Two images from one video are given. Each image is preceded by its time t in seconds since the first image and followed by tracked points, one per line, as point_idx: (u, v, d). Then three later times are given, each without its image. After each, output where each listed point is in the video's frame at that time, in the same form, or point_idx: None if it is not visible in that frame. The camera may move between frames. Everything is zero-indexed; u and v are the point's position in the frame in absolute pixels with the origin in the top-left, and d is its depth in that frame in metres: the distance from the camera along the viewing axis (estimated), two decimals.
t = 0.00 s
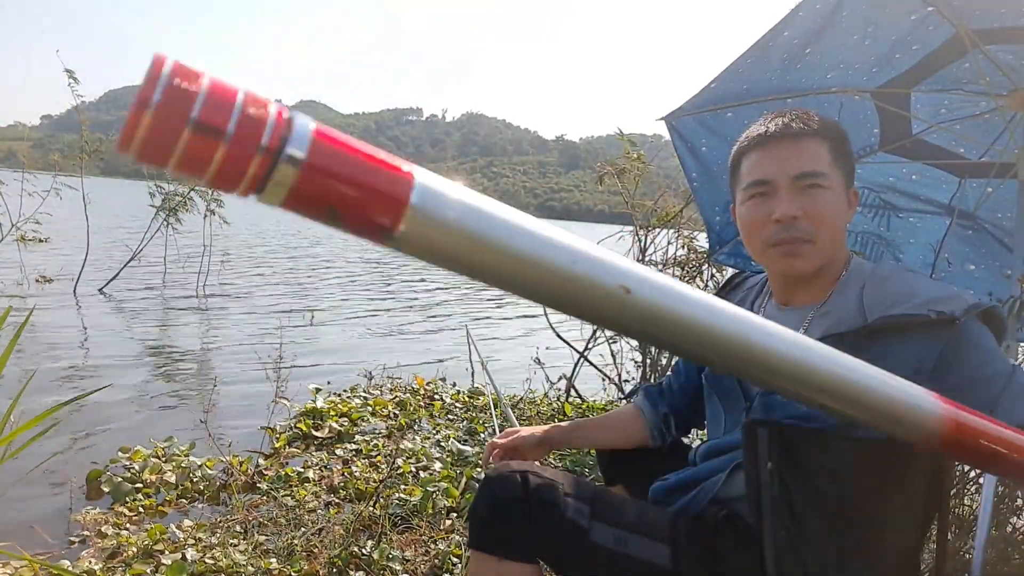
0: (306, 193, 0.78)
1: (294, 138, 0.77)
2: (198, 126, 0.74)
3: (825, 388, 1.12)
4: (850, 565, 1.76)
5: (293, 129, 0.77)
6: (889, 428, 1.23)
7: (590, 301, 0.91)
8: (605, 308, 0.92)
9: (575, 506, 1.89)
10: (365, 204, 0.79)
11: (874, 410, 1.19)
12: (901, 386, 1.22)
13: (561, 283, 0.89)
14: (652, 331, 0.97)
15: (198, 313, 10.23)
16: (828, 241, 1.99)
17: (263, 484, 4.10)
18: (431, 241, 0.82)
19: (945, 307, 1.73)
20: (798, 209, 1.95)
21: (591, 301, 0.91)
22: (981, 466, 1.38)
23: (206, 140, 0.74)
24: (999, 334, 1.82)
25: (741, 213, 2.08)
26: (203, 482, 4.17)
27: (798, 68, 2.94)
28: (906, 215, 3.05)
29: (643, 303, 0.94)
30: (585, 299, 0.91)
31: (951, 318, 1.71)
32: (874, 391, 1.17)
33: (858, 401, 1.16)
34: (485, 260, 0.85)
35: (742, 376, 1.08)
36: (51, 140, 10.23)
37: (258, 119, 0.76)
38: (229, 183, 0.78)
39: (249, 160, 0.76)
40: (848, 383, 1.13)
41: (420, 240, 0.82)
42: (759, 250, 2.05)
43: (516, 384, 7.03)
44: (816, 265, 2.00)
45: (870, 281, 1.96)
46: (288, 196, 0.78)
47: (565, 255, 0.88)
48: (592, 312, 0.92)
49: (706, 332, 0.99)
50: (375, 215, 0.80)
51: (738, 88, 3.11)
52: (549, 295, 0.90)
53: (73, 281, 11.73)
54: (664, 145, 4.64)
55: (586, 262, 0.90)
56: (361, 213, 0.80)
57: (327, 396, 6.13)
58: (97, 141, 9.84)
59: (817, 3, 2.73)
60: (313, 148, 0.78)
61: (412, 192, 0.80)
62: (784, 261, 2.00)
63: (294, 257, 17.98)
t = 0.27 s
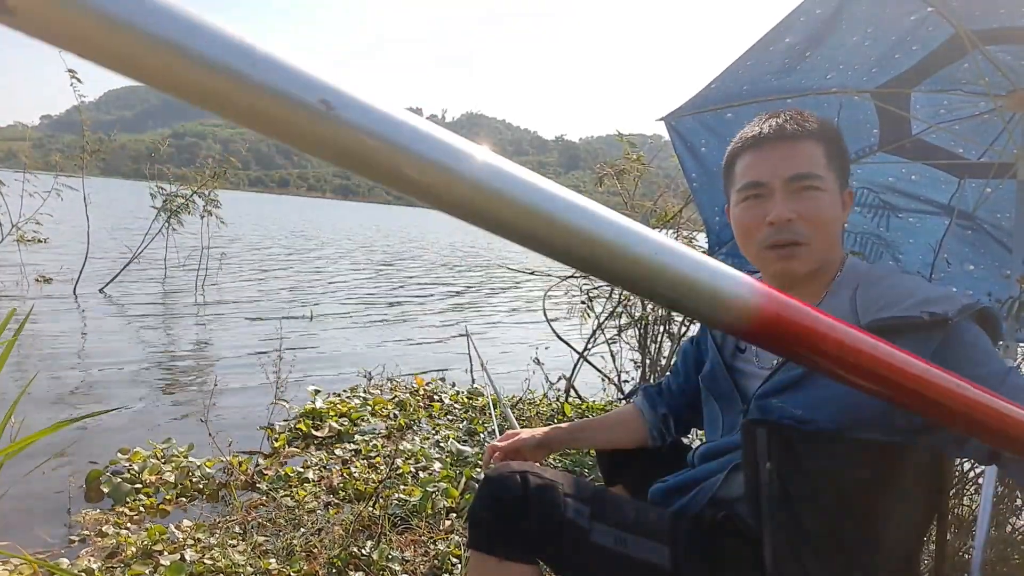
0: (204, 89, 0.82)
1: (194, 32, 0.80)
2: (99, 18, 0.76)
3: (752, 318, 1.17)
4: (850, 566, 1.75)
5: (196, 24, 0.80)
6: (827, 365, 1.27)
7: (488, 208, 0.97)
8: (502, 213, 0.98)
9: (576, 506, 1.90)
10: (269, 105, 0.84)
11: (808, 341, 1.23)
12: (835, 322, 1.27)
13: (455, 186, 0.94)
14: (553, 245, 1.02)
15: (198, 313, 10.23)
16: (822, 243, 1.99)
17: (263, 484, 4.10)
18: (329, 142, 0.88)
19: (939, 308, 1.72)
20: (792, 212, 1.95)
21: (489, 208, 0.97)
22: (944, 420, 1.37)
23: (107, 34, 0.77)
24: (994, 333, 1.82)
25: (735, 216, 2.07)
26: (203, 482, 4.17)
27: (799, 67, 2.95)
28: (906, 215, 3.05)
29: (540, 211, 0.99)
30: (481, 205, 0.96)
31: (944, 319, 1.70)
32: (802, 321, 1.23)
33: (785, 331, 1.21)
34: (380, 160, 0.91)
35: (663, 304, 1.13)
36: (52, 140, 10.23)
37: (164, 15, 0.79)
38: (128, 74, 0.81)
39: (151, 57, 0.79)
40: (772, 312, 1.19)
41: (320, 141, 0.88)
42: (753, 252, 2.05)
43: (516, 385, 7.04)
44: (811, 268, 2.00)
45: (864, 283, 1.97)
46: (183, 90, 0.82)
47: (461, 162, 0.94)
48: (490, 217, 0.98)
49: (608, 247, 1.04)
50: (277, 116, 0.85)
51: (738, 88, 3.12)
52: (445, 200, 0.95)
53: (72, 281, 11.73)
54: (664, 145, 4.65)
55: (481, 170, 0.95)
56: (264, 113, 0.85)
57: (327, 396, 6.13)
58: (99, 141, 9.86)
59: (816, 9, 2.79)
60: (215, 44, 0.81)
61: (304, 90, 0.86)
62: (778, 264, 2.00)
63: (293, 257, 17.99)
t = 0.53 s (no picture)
0: (198, 94, 0.84)
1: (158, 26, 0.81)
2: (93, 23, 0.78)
3: (734, 314, 1.18)
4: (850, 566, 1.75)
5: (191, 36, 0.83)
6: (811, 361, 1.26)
7: (477, 208, 0.99)
8: (492, 214, 1.00)
9: (576, 507, 1.90)
10: (266, 112, 0.87)
11: (791, 339, 1.23)
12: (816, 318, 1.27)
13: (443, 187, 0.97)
14: (542, 243, 1.03)
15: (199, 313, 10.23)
16: (812, 243, 1.98)
17: (263, 484, 4.10)
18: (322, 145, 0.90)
19: (927, 308, 1.73)
20: (783, 211, 1.94)
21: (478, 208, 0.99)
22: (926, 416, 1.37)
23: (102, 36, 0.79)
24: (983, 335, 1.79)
25: (725, 215, 2.07)
26: (203, 482, 4.17)
27: (800, 67, 2.96)
28: (906, 215, 3.06)
29: (530, 211, 1.02)
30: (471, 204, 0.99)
31: (931, 318, 1.71)
32: (786, 317, 1.22)
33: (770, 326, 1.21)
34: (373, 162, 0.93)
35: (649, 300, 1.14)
36: (52, 140, 10.23)
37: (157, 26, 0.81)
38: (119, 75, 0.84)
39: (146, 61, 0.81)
40: (753, 306, 1.19)
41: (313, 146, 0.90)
42: (743, 252, 2.05)
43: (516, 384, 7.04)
44: (801, 269, 2.00)
45: (854, 285, 1.98)
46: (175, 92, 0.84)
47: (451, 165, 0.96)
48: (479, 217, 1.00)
49: (578, 237, 1.04)
50: (272, 121, 0.87)
51: (738, 89, 3.12)
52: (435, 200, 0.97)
53: (73, 281, 11.73)
54: (664, 145, 4.65)
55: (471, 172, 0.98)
56: (259, 118, 0.87)
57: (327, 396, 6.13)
58: (100, 141, 9.86)
59: (817, 8, 2.81)
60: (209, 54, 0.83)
61: (296, 100, 0.88)
62: (768, 264, 2.00)
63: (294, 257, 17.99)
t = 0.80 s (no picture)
0: (199, 88, 0.83)
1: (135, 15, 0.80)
2: (93, 15, 0.79)
3: (737, 308, 1.14)
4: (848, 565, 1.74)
5: (190, 30, 0.82)
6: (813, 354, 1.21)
7: (483, 202, 0.96)
8: (497, 209, 0.97)
9: (576, 507, 1.89)
10: (267, 104, 0.85)
11: (792, 332, 1.18)
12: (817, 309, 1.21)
13: (449, 180, 0.94)
14: (548, 239, 1.01)
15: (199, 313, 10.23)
16: (802, 244, 1.98)
17: (263, 484, 4.10)
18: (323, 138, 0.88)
19: (910, 306, 1.72)
20: (772, 213, 1.95)
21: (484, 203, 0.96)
22: (927, 407, 1.29)
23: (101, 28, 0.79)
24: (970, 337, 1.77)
25: (715, 215, 2.07)
26: (203, 481, 4.16)
27: (800, 66, 2.97)
28: (906, 215, 3.08)
29: (536, 206, 0.99)
30: (477, 200, 0.96)
31: (915, 317, 1.70)
32: (789, 309, 1.17)
33: (772, 318, 1.16)
34: (376, 157, 0.91)
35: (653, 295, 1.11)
36: (53, 140, 10.23)
37: (156, 19, 0.81)
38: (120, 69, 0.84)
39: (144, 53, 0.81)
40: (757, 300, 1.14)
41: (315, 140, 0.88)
42: (732, 253, 2.05)
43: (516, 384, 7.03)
44: (791, 270, 2.00)
45: (841, 286, 1.98)
46: (175, 86, 0.83)
47: (447, 156, 0.94)
48: (485, 213, 0.97)
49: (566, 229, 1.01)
50: (274, 115, 0.86)
51: (739, 89, 3.13)
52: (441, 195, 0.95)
53: (73, 281, 11.73)
54: (664, 145, 4.65)
55: (475, 164, 0.95)
56: (260, 111, 0.85)
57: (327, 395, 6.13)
58: (100, 141, 9.86)
59: (818, 7, 2.82)
60: (208, 47, 0.83)
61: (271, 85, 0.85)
62: (758, 266, 2.00)
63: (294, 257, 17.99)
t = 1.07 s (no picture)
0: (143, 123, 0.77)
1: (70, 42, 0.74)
2: (66, 62, 0.74)
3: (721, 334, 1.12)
4: (848, 565, 1.74)
5: (171, 77, 0.78)
6: (810, 380, 1.18)
7: (479, 242, 0.94)
8: (493, 249, 0.95)
9: (576, 508, 1.90)
10: (255, 150, 0.82)
11: (787, 357, 1.16)
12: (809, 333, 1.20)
13: (443, 220, 0.91)
14: (545, 277, 0.99)
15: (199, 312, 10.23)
16: (793, 247, 1.97)
17: (263, 484, 4.10)
18: (314, 181, 0.85)
19: (897, 306, 1.69)
20: (763, 215, 1.93)
21: (480, 241, 0.94)
22: (925, 430, 1.25)
23: (75, 73, 0.75)
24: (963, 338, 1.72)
25: (705, 219, 2.05)
26: (203, 481, 4.16)
27: (799, 66, 2.97)
28: (906, 215, 3.08)
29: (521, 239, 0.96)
30: (473, 240, 0.93)
31: (902, 316, 1.67)
32: (779, 333, 1.15)
33: (765, 345, 1.14)
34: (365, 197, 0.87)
35: (650, 327, 1.08)
36: (54, 140, 10.23)
37: (135, 66, 0.77)
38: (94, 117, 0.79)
39: (124, 97, 0.76)
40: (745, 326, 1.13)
41: (306, 184, 0.85)
42: (723, 257, 2.03)
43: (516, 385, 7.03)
44: (782, 274, 1.98)
45: (830, 287, 1.95)
46: (157, 133, 0.79)
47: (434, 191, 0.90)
48: (481, 254, 0.95)
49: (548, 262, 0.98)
50: (262, 160, 0.82)
51: (738, 88, 3.13)
52: (435, 236, 0.92)
53: (74, 281, 11.73)
54: (664, 145, 4.64)
55: (468, 202, 0.93)
56: (248, 156, 0.82)
57: (327, 396, 6.14)
58: (101, 141, 9.86)
59: (817, 6, 2.81)
60: (190, 91, 0.79)
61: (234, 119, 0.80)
62: (749, 270, 1.98)
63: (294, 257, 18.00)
